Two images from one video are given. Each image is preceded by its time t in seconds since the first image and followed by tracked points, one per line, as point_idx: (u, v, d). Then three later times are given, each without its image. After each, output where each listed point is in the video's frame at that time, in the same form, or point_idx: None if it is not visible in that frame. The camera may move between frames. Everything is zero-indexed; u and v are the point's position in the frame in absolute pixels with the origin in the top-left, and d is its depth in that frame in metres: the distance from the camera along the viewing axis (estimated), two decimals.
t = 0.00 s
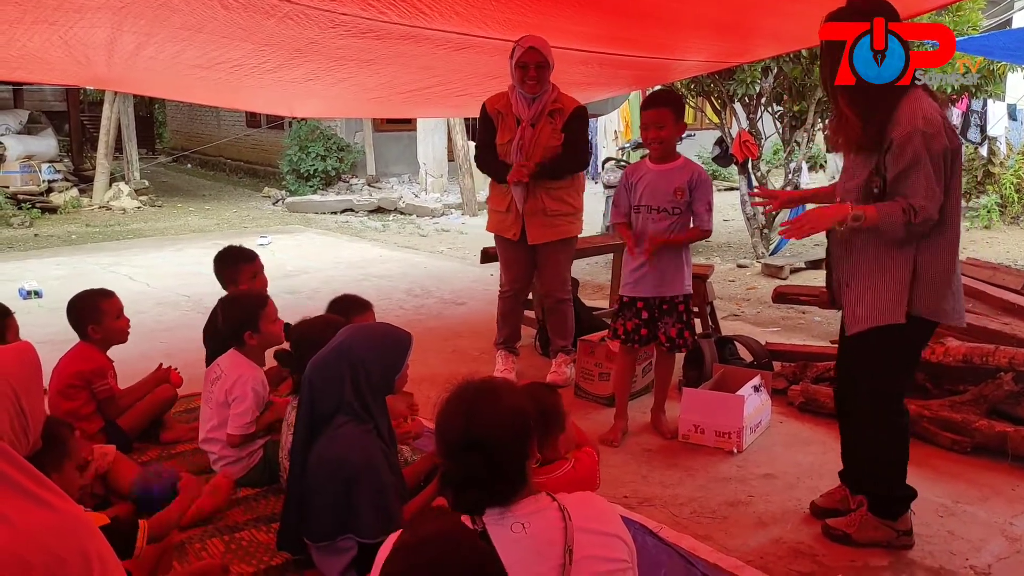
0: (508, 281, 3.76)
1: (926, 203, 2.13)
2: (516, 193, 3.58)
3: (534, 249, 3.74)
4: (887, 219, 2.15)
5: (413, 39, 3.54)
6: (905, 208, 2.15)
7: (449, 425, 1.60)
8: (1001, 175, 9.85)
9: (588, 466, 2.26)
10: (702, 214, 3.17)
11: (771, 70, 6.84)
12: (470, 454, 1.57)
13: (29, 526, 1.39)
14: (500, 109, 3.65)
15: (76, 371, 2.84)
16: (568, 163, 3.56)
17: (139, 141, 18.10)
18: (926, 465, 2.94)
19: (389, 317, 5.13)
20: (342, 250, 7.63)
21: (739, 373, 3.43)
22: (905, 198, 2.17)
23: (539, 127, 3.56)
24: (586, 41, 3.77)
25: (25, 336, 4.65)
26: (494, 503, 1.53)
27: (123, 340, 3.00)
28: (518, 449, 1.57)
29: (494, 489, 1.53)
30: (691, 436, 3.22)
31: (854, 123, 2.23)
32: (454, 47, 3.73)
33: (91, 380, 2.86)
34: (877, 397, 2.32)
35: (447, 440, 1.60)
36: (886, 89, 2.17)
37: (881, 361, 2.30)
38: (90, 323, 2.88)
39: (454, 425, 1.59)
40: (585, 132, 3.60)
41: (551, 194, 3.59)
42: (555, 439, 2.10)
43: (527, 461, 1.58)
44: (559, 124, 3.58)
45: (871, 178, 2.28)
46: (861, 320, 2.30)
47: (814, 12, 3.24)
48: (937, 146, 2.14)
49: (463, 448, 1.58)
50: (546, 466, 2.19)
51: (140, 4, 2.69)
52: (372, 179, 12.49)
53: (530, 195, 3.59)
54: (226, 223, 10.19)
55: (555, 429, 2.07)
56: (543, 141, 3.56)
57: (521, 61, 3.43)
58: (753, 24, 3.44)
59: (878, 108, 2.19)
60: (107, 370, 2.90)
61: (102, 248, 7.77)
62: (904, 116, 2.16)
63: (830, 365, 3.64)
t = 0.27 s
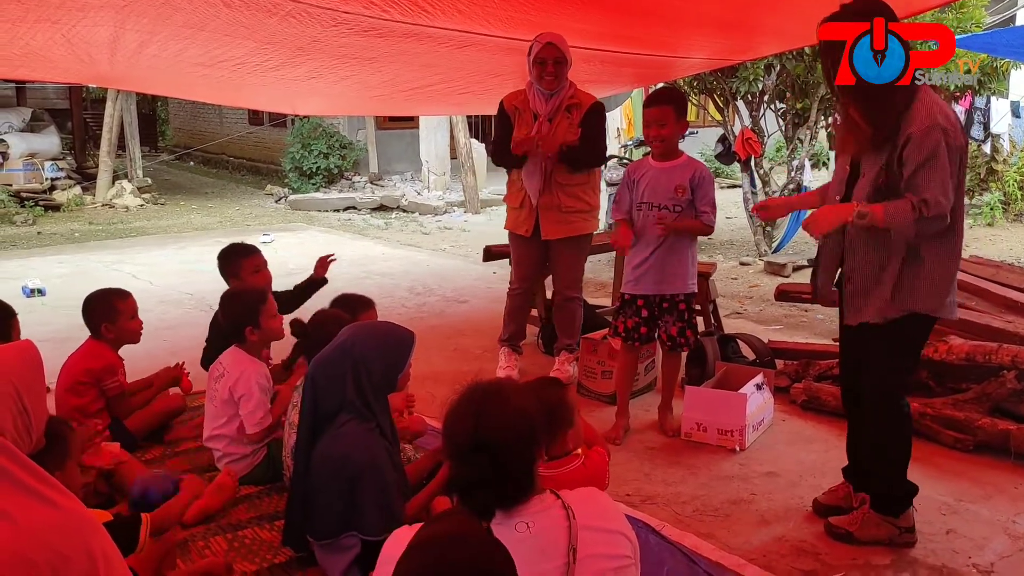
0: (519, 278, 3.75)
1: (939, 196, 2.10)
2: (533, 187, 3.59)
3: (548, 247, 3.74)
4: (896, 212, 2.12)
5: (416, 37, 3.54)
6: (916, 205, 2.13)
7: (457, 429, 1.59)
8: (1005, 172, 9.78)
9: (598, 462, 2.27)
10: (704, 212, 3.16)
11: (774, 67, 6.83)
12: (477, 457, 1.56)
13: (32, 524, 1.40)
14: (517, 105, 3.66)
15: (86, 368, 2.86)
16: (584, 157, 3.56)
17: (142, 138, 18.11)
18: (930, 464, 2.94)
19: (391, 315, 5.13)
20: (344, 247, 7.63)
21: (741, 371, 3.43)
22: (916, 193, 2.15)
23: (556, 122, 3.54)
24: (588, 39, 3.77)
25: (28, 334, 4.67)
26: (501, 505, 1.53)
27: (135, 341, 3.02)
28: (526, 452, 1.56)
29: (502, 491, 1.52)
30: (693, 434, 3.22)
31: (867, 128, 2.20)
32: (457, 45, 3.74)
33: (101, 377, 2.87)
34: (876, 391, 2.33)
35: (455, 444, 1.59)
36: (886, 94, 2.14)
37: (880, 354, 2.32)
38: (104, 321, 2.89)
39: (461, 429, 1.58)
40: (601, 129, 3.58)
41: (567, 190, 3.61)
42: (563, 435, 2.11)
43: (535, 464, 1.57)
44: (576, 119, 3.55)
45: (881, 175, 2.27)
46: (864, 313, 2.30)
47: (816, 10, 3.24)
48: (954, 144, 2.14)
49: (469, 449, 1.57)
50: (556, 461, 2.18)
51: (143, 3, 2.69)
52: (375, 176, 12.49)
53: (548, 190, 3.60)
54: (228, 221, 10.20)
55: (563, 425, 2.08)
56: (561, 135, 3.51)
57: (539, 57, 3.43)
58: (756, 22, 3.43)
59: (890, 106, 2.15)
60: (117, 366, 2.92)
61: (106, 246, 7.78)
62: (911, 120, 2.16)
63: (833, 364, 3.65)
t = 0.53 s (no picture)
0: (526, 275, 3.76)
1: (952, 193, 2.13)
2: (542, 186, 3.59)
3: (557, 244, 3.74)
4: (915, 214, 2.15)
5: (417, 32, 3.53)
6: (929, 203, 2.15)
7: (457, 422, 1.59)
8: (1007, 169, 9.75)
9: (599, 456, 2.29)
10: (709, 209, 3.15)
11: (777, 63, 6.81)
12: (477, 450, 1.56)
13: (31, 519, 1.39)
14: (524, 104, 3.67)
15: (93, 361, 2.84)
16: (593, 154, 3.55)
17: (144, 135, 18.11)
18: (932, 460, 2.93)
19: (392, 311, 5.13)
20: (346, 244, 7.63)
21: (743, 367, 3.42)
22: (928, 190, 2.17)
23: (564, 119, 3.54)
24: (590, 34, 3.76)
25: (30, 329, 4.67)
26: (500, 498, 1.52)
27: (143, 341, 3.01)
28: (527, 445, 1.56)
29: (502, 484, 1.52)
30: (695, 430, 3.21)
31: (865, 126, 2.19)
32: (459, 41, 3.73)
33: (107, 370, 2.86)
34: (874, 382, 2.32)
35: (456, 436, 1.59)
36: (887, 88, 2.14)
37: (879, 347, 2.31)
38: (117, 317, 2.89)
39: (462, 423, 1.58)
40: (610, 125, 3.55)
41: (576, 187, 3.61)
42: (566, 430, 2.11)
43: (535, 457, 1.57)
44: (584, 116, 3.54)
45: (892, 171, 2.24)
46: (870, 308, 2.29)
47: (819, 5, 3.22)
48: (962, 143, 2.15)
49: (470, 442, 1.57)
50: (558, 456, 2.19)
51: None
52: (377, 173, 12.48)
53: (557, 188, 3.61)
54: (229, 218, 10.20)
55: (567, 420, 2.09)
56: (569, 133, 3.53)
57: (545, 55, 3.43)
58: (758, 17, 3.42)
59: (893, 104, 2.15)
60: (124, 360, 2.91)
61: (108, 242, 7.78)
62: (919, 119, 2.15)
63: (835, 360, 3.63)
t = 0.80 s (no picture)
0: (528, 271, 3.78)
1: (948, 195, 2.10)
2: (540, 185, 3.62)
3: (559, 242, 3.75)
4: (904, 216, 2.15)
5: (421, 30, 3.53)
6: (923, 204, 2.14)
7: (461, 420, 1.59)
8: (1011, 166, 9.78)
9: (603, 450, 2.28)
10: (707, 205, 3.16)
11: (780, 60, 6.80)
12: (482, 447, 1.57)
13: (36, 517, 1.39)
14: (523, 101, 3.69)
15: (102, 359, 2.85)
16: (600, 145, 3.53)
17: (146, 133, 18.11)
18: (935, 458, 2.93)
19: (395, 309, 5.13)
20: (349, 241, 7.64)
21: (746, 365, 3.43)
22: (925, 191, 2.15)
23: (561, 118, 3.55)
24: (593, 31, 3.75)
25: (34, 327, 4.68)
26: (504, 495, 1.53)
27: (150, 337, 3.01)
28: (531, 443, 1.56)
29: (507, 481, 1.52)
30: (698, 428, 3.21)
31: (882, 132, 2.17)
32: (462, 38, 3.73)
33: (117, 368, 2.87)
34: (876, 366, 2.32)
35: (459, 432, 1.60)
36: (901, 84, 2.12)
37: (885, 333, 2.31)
38: (125, 314, 2.90)
39: (466, 421, 1.59)
40: (607, 122, 3.53)
41: (575, 186, 3.62)
42: (570, 427, 2.15)
43: (539, 454, 1.58)
44: (581, 114, 3.53)
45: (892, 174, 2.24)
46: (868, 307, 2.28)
47: (823, 2, 3.22)
48: (963, 147, 2.15)
49: (475, 440, 1.57)
50: (562, 455, 2.18)
51: None
52: (379, 170, 12.48)
53: (555, 186, 3.62)
54: (232, 215, 10.20)
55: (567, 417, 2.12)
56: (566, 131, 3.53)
57: (540, 53, 3.42)
58: (762, 15, 3.42)
59: (899, 104, 2.13)
60: (134, 358, 2.92)
61: (111, 239, 7.79)
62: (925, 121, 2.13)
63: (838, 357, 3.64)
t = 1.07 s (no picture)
0: (524, 268, 3.79)
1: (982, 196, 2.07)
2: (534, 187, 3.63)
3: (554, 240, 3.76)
4: (947, 205, 1.98)
5: (424, 27, 3.53)
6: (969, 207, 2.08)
7: (465, 416, 1.60)
8: (1014, 164, 9.77)
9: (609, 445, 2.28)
10: (694, 203, 3.16)
11: (782, 58, 6.78)
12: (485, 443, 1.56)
13: (41, 514, 1.40)
14: (520, 99, 3.71)
15: (107, 357, 2.85)
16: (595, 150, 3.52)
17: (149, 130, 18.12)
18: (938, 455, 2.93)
19: (398, 306, 5.14)
20: (351, 239, 7.64)
21: (749, 363, 3.43)
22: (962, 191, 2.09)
23: (558, 118, 3.57)
24: (596, 29, 3.75)
25: (38, 323, 4.68)
26: (508, 491, 1.53)
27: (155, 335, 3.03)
28: (535, 440, 1.56)
29: (511, 478, 1.52)
30: (701, 425, 3.21)
31: (905, 137, 2.14)
32: (465, 36, 3.72)
33: (121, 367, 2.87)
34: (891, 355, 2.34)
35: (463, 429, 1.60)
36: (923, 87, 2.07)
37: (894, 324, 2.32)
38: (131, 312, 2.92)
39: (470, 417, 1.59)
40: (603, 122, 3.52)
41: (574, 187, 3.61)
42: (572, 424, 2.16)
43: (543, 451, 1.57)
44: (578, 115, 3.55)
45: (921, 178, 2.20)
46: (898, 308, 2.27)
47: None
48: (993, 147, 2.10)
49: (480, 436, 1.57)
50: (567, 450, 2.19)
51: None
52: (381, 168, 12.48)
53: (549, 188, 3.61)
54: (235, 212, 10.21)
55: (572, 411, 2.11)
56: (563, 132, 3.56)
57: (537, 53, 3.41)
58: (765, 12, 3.41)
59: (929, 103, 2.09)
60: (137, 358, 2.92)
61: (113, 236, 7.80)
62: (961, 128, 2.07)
63: (841, 355, 3.64)
